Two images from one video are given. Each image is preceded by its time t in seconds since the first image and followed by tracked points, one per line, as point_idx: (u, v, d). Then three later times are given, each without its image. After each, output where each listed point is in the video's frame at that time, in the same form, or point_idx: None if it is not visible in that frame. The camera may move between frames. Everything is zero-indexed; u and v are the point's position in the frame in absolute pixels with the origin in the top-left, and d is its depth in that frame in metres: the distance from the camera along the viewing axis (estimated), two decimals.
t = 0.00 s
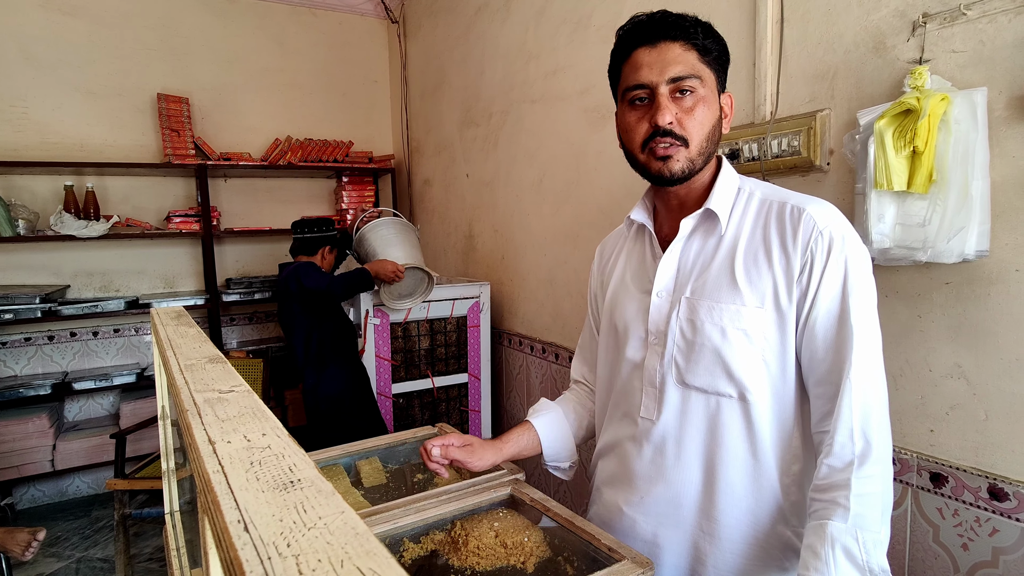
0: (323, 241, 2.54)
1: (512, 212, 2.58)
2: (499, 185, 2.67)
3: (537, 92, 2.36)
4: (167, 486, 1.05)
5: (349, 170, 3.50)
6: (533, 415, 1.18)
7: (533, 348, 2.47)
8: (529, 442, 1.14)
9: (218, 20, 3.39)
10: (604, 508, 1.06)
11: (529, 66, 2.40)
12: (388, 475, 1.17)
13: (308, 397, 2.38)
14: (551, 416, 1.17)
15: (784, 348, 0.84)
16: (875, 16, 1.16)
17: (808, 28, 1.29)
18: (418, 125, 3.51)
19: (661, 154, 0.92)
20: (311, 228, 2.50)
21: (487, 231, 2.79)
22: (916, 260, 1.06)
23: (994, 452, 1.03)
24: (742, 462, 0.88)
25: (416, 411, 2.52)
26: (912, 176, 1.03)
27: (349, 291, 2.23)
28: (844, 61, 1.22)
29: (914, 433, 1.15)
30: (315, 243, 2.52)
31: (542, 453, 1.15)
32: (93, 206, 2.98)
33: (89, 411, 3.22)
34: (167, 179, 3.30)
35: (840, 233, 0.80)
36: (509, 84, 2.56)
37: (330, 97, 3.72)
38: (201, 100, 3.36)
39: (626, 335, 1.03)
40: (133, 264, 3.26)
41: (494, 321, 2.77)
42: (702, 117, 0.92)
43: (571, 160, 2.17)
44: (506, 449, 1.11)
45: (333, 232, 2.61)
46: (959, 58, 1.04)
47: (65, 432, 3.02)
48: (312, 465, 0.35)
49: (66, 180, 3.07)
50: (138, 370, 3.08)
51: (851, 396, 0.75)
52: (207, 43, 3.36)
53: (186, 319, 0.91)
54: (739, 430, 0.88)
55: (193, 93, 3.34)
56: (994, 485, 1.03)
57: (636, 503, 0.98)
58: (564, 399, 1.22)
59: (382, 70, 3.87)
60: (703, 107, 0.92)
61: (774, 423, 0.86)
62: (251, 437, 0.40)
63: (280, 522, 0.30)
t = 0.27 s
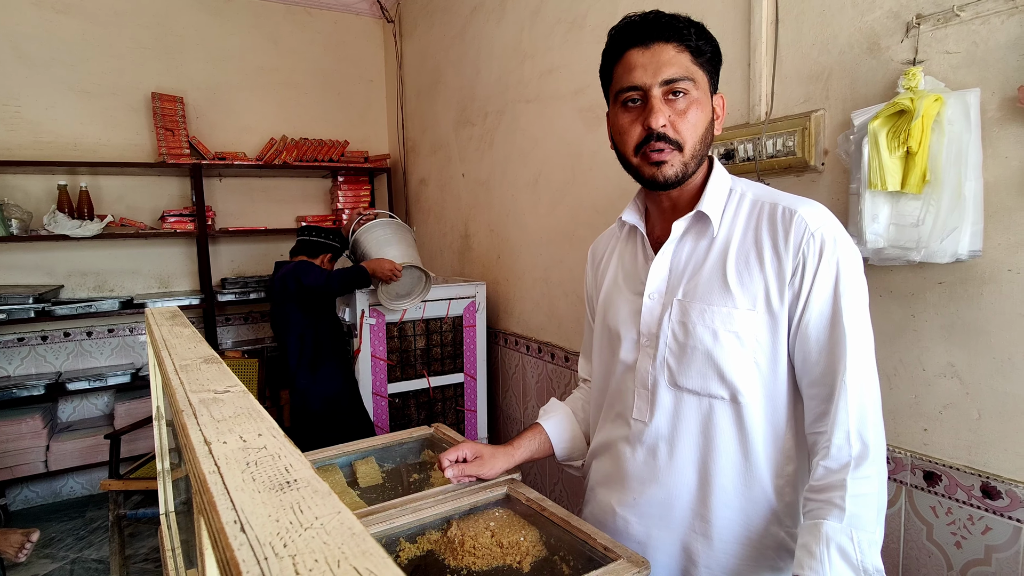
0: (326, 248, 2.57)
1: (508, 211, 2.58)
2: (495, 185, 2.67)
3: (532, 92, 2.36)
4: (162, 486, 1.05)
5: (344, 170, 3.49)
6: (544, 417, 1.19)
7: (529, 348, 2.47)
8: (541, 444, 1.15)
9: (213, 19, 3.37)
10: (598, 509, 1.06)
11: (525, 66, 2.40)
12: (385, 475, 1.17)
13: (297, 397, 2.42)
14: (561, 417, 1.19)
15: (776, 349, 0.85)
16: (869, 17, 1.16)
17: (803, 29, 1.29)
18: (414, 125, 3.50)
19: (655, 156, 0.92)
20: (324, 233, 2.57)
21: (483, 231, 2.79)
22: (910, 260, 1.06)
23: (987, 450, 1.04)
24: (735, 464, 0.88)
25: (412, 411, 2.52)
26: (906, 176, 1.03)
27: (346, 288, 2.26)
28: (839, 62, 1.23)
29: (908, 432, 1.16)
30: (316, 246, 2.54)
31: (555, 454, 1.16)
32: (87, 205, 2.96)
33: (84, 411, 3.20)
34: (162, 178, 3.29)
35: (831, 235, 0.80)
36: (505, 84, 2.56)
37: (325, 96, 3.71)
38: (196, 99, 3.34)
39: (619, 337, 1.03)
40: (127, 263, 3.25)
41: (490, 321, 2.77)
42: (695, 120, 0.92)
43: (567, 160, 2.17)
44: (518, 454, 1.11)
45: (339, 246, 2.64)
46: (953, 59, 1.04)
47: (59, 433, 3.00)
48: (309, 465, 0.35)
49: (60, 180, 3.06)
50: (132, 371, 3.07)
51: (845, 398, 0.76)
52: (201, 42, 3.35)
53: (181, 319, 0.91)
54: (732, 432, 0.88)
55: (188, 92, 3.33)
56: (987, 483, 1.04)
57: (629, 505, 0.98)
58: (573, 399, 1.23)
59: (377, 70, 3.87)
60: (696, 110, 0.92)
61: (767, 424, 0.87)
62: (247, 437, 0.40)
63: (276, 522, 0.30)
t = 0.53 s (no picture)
0: (322, 249, 2.57)
1: (504, 210, 2.58)
2: (491, 185, 2.67)
3: (529, 91, 2.36)
4: (156, 486, 1.04)
5: (340, 169, 3.48)
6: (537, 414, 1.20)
7: (524, 347, 2.47)
8: (535, 443, 1.15)
9: (208, 17, 3.36)
10: (590, 509, 1.06)
11: (521, 65, 2.40)
12: (380, 475, 1.17)
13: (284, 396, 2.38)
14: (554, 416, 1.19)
15: (766, 350, 0.85)
16: (865, 18, 1.17)
17: (799, 29, 1.30)
18: (410, 124, 3.50)
19: (642, 156, 0.93)
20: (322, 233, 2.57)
21: (479, 230, 2.79)
22: (905, 259, 1.07)
23: (980, 450, 1.05)
24: (726, 464, 0.89)
25: (408, 410, 2.51)
26: (900, 176, 1.04)
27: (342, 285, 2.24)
28: (834, 62, 1.23)
29: (902, 431, 1.17)
30: (312, 247, 2.54)
31: (548, 452, 1.16)
32: (80, 204, 2.94)
33: (77, 411, 3.18)
34: (156, 177, 3.27)
35: (822, 236, 0.81)
36: (501, 83, 2.56)
37: (321, 95, 3.70)
38: (191, 98, 3.33)
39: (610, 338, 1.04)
40: (121, 262, 3.23)
41: (486, 320, 2.77)
42: (683, 120, 0.92)
43: (563, 160, 2.17)
44: (514, 458, 1.10)
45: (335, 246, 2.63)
46: (947, 60, 1.05)
47: (52, 433, 2.98)
48: (307, 464, 0.35)
49: (53, 178, 3.04)
50: (127, 370, 3.05)
51: (838, 399, 0.76)
52: (196, 40, 3.33)
53: (176, 318, 0.91)
54: (723, 432, 0.88)
55: (182, 90, 3.31)
56: (981, 482, 1.05)
57: (621, 505, 0.98)
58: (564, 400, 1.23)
59: (373, 68, 3.86)
60: (684, 109, 0.92)
61: (757, 424, 0.87)
62: (244, 436, 0.40)
63: (274, 521, 0.30)
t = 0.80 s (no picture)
0: (317, 248, 2.57)
1: (500, 211, 2.58)
2: (487, 185, 2.68)
3: (525, 92, 2.37)
4: (152, 486, 1.04)
5: (336, 168, 3.48)
6: (533, 415, 1.20)
7: (520, 347, 2.48)
8: (531, 443, 1.15)
9: (203, 15, 3.35)
10: (584, 510, 1.07)
11: (518, 66, 2.40)
12: (376, 475, 1.17)
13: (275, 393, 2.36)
14: (548, 418, 1.19)
15: (759, 352, 0.86)
16: (859, 21, 1.18)
17: (793, 32, 1.31)
18: (406, 124, 3.50)
19: (634, 158, 0.93)
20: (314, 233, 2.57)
21: (475, 230, 2.79)
22: (898, 261, 1.07)
23: (972, 450, 1.06)
24: (719, 465, 0.89)
25: (404, 410, 2.51)
26: (893, 179, 1.05)
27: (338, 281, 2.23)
28: (828, 65, 1.24)
29: (895, 432, 1.18)
30: (307, 248, 2.55)
31: (544, 452, 1.17)
32: (75, 203, 2.93)
33: (70, 411, 3.17)
34: (151, 176, 3.26)
35: (813, 239, 0.81)
36: (497, 83, 2.56)
37: (317, 94, 3.70)
38: (186, 97, 3.32)
39: (604, 339, 1.04)
40: (115, 261, 3.21)
41: (482, 320, 2.77)
42: (675, 121, 0.93)
43: (559, 160, 2.18)
44: (509, 458, 1.10)
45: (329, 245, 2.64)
46: (940, 63, 1.06)
47: (46, 433, 2.97)
48: (305, 464, 0.35)
49: (47, 177, 3.02)
50: (121, 369, 3.04)
51: (830, 401, 0.77)
52: (191, 38, 3.32)
53: (172, 318, 0.90)
54: (716, 434, 0.89)
55: (178, 89, 3.30)
56: (973, 481, 1.06)
57: (615, 506, 0.99)
58: (558, 401, 1.24)
59: (369, 68, 3.85)
60: (676, 111, 0.93)
61: (750, 425, 0.88)
62: (243, 436, 0.40)
63: (274, 520, 0.30)
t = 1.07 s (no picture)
0: (308, 246, 2.55)
1: (498, 213, 2.58)
2: (484, 187, 2.68)
3: (523, 94, 2.37)
4: (150, 490, 1.04)
5: (333, 170, 3.48)
6: (531, 419, 1.20)
7: (517, 350, 2.48)
8: (529, 446, 1.15)
9: (201, 17, 3.35)
10: (583, 514, 1.07)
11: (515, 69, 2.41)
12: (374, 478, 1.17)
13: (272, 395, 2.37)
14: (547, 421, 1.19)
15: (757, 356, 0.87)
16: (855, 27, 1.19)
17: (790, 37, 1.31)
18: (403, 126, 3.50)
19: (632, 162, 0.94)
20: (297, 231, 2.52)
21: (473, 232, 2.80)
22: (893, 265, 1.08)
23: (966, 453, 1.07)
24: (718, 469, 0.90)
25: (401, 412, 2.51)
26: (888, 183, 1.05)
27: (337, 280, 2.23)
28: (824, 70, 1.25)
29: (890, 435, 1.18)
30: (298, 247, 2.53)
31: (542, 456, 1.17)
32: (71, 204, 2.92)
33: (66, 413, 3.16)
34: (148, 177, 3.25)
35: (810, 244, 0.82)
36: (495, 86, 2.57)
37: (314, 96, 3.70)
38: (183, 98, 3.31)
39: (603, 344, 1.05)
40: (111, 263, 3.21)
41: (479, 322, 2.77)
42: (672, 126, 0.93)
43: (557, 163, 2.18)
44: (507, 460, 1.11)
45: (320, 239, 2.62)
46: (935, 69, 1.07)
47: (41, 435, 2.96)
48: (310, 470, 0.36)
49: (43, 178, 3.01)
50: (117, 371, 3.03)
51: (827, 405, 0.77)
52: (188, 40, 3.32)
53: (171, 322, 0.90)
54: (715, 437, 0.89)
55: (175, 90, 3.30)
56: (967, 484, 1.06)
57: (614, 509, 0.99)
58: (556, 404, 1.24)
59: (367, 70, 3.86)
60: (673, 116, 0.93)
61: (748, 429, 0.88)
62: (246, 442, 0.40)
63: (281, 526, 0.30)
